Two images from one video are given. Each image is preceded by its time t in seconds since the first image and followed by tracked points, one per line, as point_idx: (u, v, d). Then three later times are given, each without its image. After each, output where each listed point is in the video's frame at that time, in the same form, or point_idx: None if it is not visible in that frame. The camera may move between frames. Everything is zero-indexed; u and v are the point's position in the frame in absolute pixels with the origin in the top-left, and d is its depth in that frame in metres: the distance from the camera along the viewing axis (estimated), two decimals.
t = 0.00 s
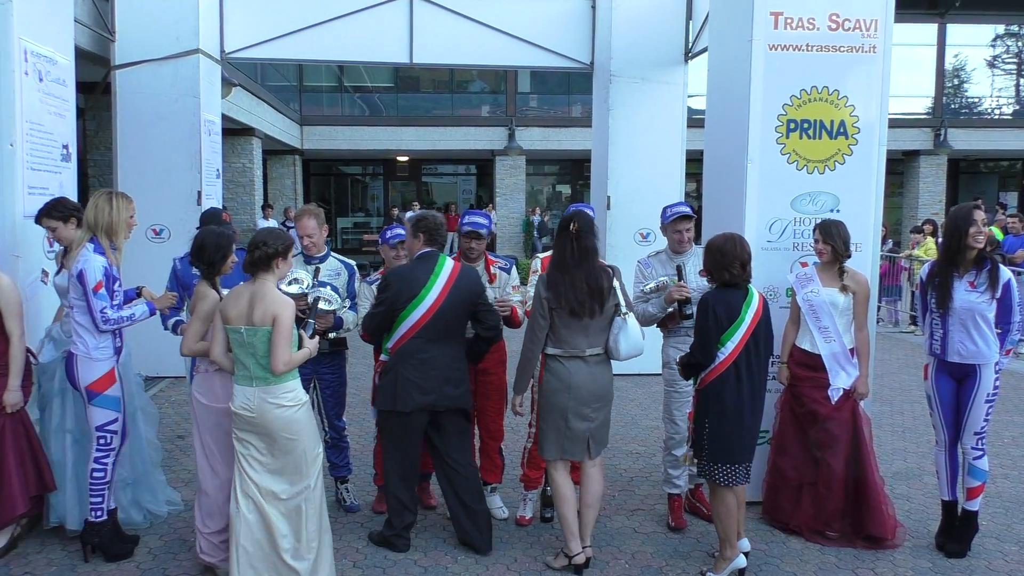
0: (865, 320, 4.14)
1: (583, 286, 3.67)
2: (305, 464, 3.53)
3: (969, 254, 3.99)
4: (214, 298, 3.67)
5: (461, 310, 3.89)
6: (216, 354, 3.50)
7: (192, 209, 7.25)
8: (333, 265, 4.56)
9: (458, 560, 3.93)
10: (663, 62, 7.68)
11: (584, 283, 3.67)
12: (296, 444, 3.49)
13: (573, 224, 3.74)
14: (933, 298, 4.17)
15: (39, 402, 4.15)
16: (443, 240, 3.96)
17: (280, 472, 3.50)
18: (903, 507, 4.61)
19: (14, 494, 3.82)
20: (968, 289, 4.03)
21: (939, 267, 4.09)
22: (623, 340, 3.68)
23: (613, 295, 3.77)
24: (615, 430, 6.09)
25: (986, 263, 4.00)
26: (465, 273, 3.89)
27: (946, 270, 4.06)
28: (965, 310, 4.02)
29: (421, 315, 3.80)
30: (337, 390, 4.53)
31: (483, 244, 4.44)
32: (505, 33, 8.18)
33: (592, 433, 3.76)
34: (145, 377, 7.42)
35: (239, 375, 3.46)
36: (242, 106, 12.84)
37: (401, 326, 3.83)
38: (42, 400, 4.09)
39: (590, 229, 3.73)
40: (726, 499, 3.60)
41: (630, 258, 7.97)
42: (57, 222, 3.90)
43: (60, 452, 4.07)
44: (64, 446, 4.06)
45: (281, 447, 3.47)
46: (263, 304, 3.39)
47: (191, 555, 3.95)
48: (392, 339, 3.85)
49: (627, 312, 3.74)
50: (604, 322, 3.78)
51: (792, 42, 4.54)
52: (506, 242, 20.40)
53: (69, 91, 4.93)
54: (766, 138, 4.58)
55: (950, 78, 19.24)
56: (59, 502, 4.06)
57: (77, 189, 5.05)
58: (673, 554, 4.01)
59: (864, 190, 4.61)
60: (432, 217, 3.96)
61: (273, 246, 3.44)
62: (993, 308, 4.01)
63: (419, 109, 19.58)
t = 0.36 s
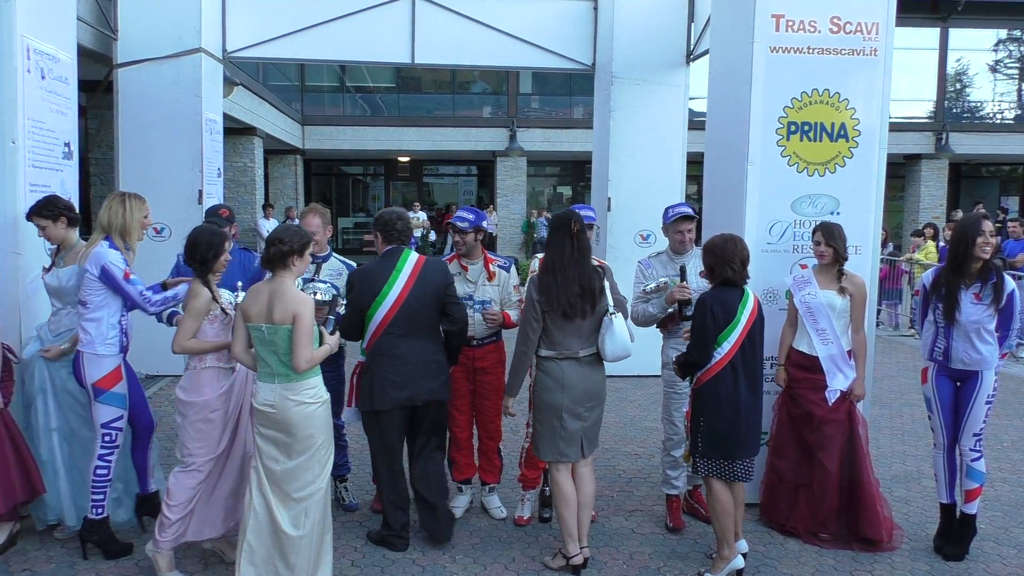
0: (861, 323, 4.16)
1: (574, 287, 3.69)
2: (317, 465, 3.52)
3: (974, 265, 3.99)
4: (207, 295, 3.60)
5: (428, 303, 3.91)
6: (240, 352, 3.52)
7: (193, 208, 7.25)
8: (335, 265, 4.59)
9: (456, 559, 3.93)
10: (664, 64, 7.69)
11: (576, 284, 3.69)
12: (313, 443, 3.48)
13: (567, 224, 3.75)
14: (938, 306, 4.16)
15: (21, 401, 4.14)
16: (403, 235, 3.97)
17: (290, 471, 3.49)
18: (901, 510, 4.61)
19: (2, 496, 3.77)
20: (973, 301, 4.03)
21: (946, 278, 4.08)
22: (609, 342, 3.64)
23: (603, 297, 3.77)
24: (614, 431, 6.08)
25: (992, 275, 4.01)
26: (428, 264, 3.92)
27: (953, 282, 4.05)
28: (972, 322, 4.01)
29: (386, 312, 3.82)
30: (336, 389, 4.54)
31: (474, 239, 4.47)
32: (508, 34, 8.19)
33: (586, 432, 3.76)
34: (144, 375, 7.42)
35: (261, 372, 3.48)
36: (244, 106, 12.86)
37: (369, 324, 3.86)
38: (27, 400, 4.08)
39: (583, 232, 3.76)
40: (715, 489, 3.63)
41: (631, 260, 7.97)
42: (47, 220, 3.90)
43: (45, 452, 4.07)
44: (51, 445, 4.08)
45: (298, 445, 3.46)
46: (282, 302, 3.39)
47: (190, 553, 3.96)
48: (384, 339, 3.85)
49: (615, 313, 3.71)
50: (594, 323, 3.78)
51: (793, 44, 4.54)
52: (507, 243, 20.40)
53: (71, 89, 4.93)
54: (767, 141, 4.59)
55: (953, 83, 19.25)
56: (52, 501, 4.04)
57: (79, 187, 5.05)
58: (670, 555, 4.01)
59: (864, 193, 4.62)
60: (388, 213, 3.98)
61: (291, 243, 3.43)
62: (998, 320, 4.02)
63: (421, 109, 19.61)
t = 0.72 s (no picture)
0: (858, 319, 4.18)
1: (572, 284, 3.69)
2: (323, 466, 3.51)
3: (978, 271, 3.97)
4: (187, 295, 3.60)
5: (422, 302, 3.92)
6: (252, 347, 3.55)
7: (191, 207, 7.25)
8: (335, 263, 4.65)
9: (454, 557, 3.93)
10: (663, 63, 7.69)
11: (573, 280, 3.69)
12: (319, 443, 3.47)
13: (561, 221, 3.74)
14: (940, 307, 4.15)
15: None
16: (395, 233, 3.98)
17: (296, 471, 3.49)
18: (899, 508, 4.61)
19: None
20: (975, 304, 4.03)
21: (949, 280, 4.06)
22: (608, 338, 3.68)
23: (598, 294, 3.79)
24: (613, 430, 6.08)
25: (994, 279, 4.01)
26: (423, 264, 3.95)
27: (955, 284, 4.04)
28: (974, 325, 4.01)
29: (382, 310, 3.82)
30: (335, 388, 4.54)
31: (471, 236, 4.47)
32: (507, 34, 8.19)
33: (579, 431, 3.78)
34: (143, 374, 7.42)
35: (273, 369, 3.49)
36: (243, 105, 12.85)
37: (364, 323, 3.84)
38: None
39: (577, 228, 3.76)
40: (714, 483, 3.64)
41: (630, 259, 7.97)
42: (28, 220, 3.88)
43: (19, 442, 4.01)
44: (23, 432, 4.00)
45: (305, 445, 3.45)
46: (293, 300, 3.39)
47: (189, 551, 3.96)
48: (382, 337, 3.86)
49: (612, 310, 3.73)
50: (589, 321, 3.80)
51: (792, 43, 4.55)
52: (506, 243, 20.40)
53: (70, 88, 4.93)
54: (765, 140, 4.59)
55: (953, 83, 19.24)
56: (30, 492, 4.01)
57: (78, 185, 5.05)
58: (668, 553, 4.01)
59: (862, 192, 4.62)
60: (380, 213, 4.01)
61: (306, 241, 3.42)
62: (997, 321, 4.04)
63: (421, 109, 19.63)
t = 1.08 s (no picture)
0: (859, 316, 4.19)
1: (558, 281, 3.68)
2: (321, 467, 3.51)
3: (975, 263, 3.96)
4: (165, 301, 3.59)
5: (412, 303, 3.92)
6: (257, 346, 3.57)
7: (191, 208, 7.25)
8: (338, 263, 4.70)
9: (455, 556, 3.93)
10: (662, 62, 7.69)
11: (559, 278, 3.68)
12: (318, 444, 3.47)
13: (540, 219, 3.73)
14: (940, 300, 4.15)
15: None
16: (380, 231, 3.98)
17: (294, 473, 3.47)
18: (900, 506, 4.61)
19: None
20: (975, 296, 4.02)
21: (947, 273, 4.07)
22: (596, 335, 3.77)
23: (578, 291, 3.79)
24: (614, 429, 6.08)
25: (993, 271, 4.00)
26: (414, 264, 3.95)
27: (954, 277, 4.03)
28: (974, 318, 4.01)
29: (375, 310, 3.81)
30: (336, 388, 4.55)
31: (473, 237, 4.45)
32: (507, 33, 8.19)
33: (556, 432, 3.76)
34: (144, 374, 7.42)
35: (276, 367, 3.49)
36: (242, 106, 12.83)
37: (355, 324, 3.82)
38: None
39: (557, 228, 3.76)
40: (698, 480, 3.67)
41: (630, 259, 7.97)
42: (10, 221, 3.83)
43: None
44: None
45: (303, 446, 3.45)
46: (297, 300, 3.39)
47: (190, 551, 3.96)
48: (371, 338, 3.84)
49: (594, 309, 3.84)
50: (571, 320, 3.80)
51: (792, 41, 4.55)
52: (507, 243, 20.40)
53: (70, 89, 4.94)
54: (765, 138, 4.59)
55: (952, 81, 19.25)
56: None
57: (78, 187, 5.05)
58: (669, 551, 4.01)
59: (862, 190, 4.62)
60: (366, 212, 4.01)
61: (309, 241, 3.42)
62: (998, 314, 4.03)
63: (421, 109, 19.64)
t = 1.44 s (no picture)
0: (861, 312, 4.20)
1: (535, 278, 3.68)
2: (319, 467, 3.51)
3: (974, 254, 3.98)
4: (163, 303, 3.59)
5: (395, 302, 3.92)
6: (250, 346, 3.55)
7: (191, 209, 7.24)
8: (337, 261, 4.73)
9: (457, 555, 3.93)
10: (661, 60, 7.68)
11: (536, 274, 3.69)
12: (313, 444, 3.46)
13: (515, 215, 3.70)
14: (940, 293, 4.14)
15: None
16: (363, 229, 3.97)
17: (291, 474, 3.47)
18: (902, 502, 4.61)
19: None
20: (975, 287, 4.02)
21: (947, 266, 4.08)
22: (571, 331, 3.81)
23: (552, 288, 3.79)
24: (615, 427, 6.07)
25: (993, 261, 4.01)
26: (393, 264, 3.94)
27: (955, 269, 4.04)
28: (974, 309, 4.02)
29: (361, 310, 3.79)
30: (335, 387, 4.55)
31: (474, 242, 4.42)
32: (506, 32, 8.18)
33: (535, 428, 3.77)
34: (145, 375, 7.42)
35: (270, 368, 3.48)
36: (241, 106, 12.80)
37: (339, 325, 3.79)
38: None
39: (532, 224, 3.74)
40: (678, 479, 3.66)
41: (630, 256, 7.97)
42: None
43: None
44: None
45: (299, 447, 3.44)
46: (291, 301, 3.40)
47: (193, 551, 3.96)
48: (359, 338, 3.82)
49: (568, 307, 3.90)
50: (547, 317, 3.83)
51: (791, 38, 4.54)
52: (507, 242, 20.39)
53: (69, 90, 4.94)
54: (765, 135, 4.58)
55: (952, 77, 19.22)
56: None
57: (78, 187, 5.05)
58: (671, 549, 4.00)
59: (861, 186, 4.61)
60: (347, 211, 3.97)
61: (307, 242, 3.41)
62: (999, 305, 4.02)
63: (420, 108, 19.63)
